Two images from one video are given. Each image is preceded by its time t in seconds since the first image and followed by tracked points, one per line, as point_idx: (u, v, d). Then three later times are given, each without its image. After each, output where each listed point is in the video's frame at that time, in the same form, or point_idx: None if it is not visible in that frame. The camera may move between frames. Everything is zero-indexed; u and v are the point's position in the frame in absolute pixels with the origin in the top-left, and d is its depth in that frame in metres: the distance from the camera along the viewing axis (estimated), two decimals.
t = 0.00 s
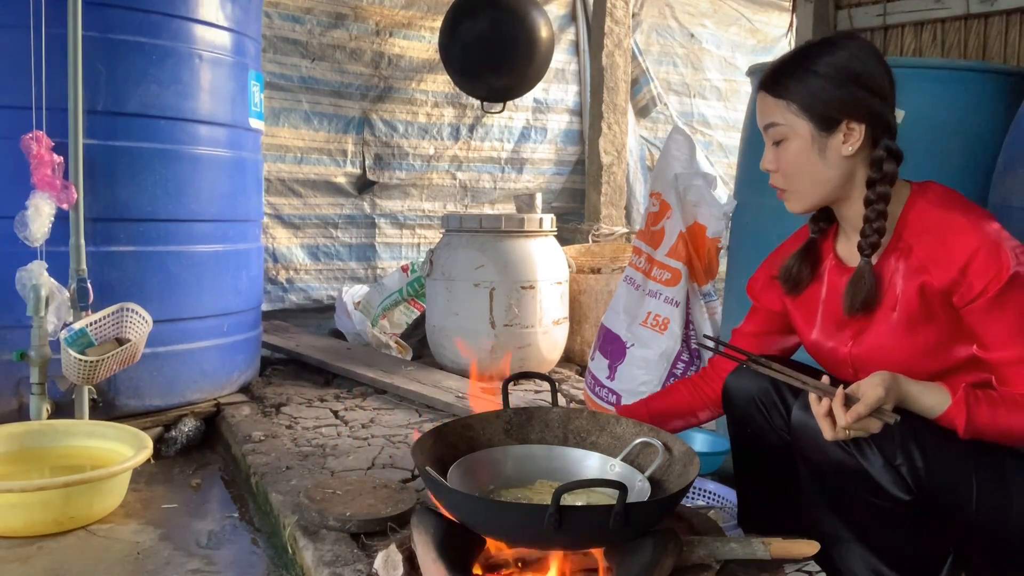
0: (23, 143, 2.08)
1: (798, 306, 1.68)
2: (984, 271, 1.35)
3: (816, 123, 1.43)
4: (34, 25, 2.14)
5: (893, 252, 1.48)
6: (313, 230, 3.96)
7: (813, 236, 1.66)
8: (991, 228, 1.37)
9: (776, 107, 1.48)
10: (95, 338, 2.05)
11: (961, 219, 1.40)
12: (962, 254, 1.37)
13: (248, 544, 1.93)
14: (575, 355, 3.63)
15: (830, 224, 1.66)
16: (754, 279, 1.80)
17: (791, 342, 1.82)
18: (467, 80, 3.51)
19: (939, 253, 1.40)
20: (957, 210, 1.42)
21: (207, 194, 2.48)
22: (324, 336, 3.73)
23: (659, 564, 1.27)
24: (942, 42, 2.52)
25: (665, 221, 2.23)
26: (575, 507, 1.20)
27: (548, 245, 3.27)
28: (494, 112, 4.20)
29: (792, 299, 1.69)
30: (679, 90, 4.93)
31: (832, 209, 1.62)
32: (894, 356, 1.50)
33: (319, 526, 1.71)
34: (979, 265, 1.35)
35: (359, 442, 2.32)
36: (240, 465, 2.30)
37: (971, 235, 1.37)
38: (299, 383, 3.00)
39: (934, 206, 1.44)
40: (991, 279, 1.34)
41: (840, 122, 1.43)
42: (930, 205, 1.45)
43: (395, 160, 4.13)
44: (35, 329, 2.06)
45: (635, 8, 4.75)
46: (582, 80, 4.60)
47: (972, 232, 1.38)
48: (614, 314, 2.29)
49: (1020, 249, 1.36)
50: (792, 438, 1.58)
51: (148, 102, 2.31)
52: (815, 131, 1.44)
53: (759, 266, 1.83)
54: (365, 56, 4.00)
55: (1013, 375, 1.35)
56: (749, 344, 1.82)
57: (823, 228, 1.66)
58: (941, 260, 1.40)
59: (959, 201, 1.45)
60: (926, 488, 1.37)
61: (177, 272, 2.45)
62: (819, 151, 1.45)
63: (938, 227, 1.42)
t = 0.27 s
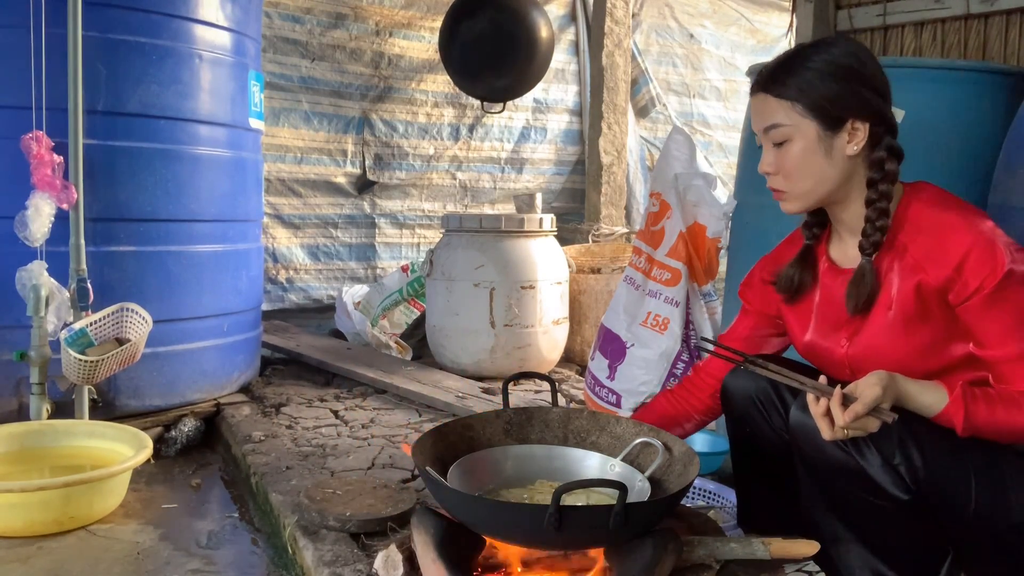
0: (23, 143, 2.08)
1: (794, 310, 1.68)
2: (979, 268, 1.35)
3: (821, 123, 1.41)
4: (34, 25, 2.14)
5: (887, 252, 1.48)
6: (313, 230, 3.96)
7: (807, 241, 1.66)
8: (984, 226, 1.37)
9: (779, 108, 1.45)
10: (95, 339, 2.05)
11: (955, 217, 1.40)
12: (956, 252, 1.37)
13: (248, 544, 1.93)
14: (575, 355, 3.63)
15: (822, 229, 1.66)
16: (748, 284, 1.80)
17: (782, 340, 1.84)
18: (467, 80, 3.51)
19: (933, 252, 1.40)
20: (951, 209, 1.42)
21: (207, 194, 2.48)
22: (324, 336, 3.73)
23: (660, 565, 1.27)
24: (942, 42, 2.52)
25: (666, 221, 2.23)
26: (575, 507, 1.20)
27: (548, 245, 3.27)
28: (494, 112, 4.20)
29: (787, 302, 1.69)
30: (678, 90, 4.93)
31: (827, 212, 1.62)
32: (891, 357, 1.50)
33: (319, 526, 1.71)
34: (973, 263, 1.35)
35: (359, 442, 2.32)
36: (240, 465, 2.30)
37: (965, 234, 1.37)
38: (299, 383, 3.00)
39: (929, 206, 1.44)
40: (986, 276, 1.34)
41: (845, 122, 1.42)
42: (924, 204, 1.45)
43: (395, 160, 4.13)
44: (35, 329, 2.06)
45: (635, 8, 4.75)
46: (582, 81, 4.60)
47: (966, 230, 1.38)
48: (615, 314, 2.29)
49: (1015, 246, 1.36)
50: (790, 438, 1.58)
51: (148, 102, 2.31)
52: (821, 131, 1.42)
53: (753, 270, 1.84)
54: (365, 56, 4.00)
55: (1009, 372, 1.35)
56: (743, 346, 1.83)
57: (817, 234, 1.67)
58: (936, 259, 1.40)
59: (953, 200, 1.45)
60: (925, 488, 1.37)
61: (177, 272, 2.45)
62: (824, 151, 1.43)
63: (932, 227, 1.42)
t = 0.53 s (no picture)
0: (23, 143, 2.08)
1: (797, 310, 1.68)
2: (982, 267, 1.35)
3: (830, 119, 1.41)
4: (34, 25, 2.14)
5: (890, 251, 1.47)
6: (313, 230, 3.96)
7: (810, 241, 1.66)
8: (987, 226, 1.37)
9: (785, 105, 1.45)
10: (95, 339, 2.05)
11: (958, 216, 1.40)
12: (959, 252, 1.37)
13: (248, 544, 1.93)
14: (575, 355, 3.63)
15: (825, 229, 1.66)
16: (751, 284, 1.80)
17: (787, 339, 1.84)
18: (467, 80, 3.51)
19: (936, 251, 1.40)
20: (954, 209, 1.42)
21: (207, 194, 2.48)
22: (324, 336, 3.72)
23: (659, 565, 1.27)
24: (941, 42, 2.52)
25: (665, 221, 2.23)
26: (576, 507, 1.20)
27: (548, 245, 3.27)
28: (494, 112, 4.20)
29: (791, 302, 1.69)
30: (678, 90, 4.93)
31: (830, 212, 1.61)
32: (893, 356, 1.50)
33: (319, 526, 1.71)
34: (976, 262, 1.35)
35: (360, 442, 2.32)
36: (240, 465, 2.30)
37: (968, 233, 1.37)
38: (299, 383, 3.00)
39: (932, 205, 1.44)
40: (988, 276, 1.34)
41: (853, 118, 1.42)
42: (927, 204, 1.45)
43: (395, 160, 4.13)
44: (35, 329, 2.06)
45: (635, 8, 4.75)
46: (582, 81, 4.60)
47: (968, 230, 1.38)
48: (615, 314, 2.29)
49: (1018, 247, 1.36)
50: (790, 438, 1.58)
51: (148, 102, 2.31)
52: (829, 128, 1.42)
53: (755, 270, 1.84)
54: (365, 56, 4.00)
55: (1010, 372, 1.35)
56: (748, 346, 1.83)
57: (820, 233, 1.66)
58: (939, 258, 1.40)
59: (956, 200, 1.45)
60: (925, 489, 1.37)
61: (177, 272, 2.45)
62: (832, 148, 1.43)
63: (935, 226, 1.42)
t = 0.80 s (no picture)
0: (23, 143, 2.08)
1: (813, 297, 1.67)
2: (997, 266, 1.34)
3: (857, 109, 1.40)
4: (34, 26, 2.14)
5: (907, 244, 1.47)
6: (313, 229, 3.96)
7: (829, 231, 1.65)
8: (1006, 224, 1.36)
9: (811, 94, 1.43)
10: (95, 339, 2.05)
11: (977, 213, 1.39)
12: (976, 249, 1.37)
13: (249, 544, 1.93)
14: (575, 355, 3.63)
15: (845, 219, 1.64)
16: (771, 277, 1.81)
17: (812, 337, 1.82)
18: (467, 80, 3.51)
19: (953, 247, 1.39)
20: (973, 205, 1.41)
21: (207, 194, 2.48)
22: (324, 336, 3.72)
23: (659, 565, 1.27)
24: (942, 42, 2.52)
25: (665, 221, 2.23)
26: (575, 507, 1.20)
27: (548, 245, 3.27)
28: (494, 112, 4.20)
29: (807, 292, 1.68)
30: (678, 90, 4.93)
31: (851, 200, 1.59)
32: (903, 350, 1.50)
33: (319, 526, 1.71)
34: (993, 260, 1.35)
35: (360, 442, 2.32)
36: (240, 464, 2.31)
37: (986, 231, 1.36)
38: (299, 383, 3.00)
39: (952, 200, 1.43)
40: (1004, 275, 1.33)
41: (880, 107, 1.41)
42: (947, 198, 1.44)
43: (395, 160, 4.13)
44: (35, 329, 2.06)
45: (635, 8, 4.75)
46: (582, 81, 4.60)
47: (987, 227, 1.37)
48: (614, 314, 2.29)
49: None
50: (791, 438, 1.58)
51: (148, 102, 2.31)
52: (856, 117, 1.41)
53: (774, 260, 1.83)
54: (365, 56, 4.00)
55: (1016, 372, 1.36)
56: (772, 340, 1.81)
57: (839, 223, 1.64)
58: (955, 254, 1.39)
59: (977, 197, 1.44)
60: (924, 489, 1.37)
61: (177, 272, 2.45)
62: (859, 137, 1.42)
63: (954, 222, 1.41)
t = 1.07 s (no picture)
0: (23, 143, 2.08)
1: (833, 283, 1.67)
2: (1010, 264, 1.32)
3: (890, 96, 1.38)
4: (34, 26, 2.14)
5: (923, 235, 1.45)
6: (313, 229, 3.96)
7: (857, 221, 1.62)
8: None
9: (844, 79, 1.41)
10: (95, 338, 2.05)
11: (996, 210, 1.36)
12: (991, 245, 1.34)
13: (248, 544, 1.93)
14: (575, 355, 3.63)
15: (873, 209, 1.61)
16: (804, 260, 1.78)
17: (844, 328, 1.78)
18: (467, 80, 3.51)
19: (968, 241, 1.37)
20: (994, 202, 1.37)
21: (207, 194, 2.48)
22: (324, 336, 3.72)
23: (659, 566, 1.27)
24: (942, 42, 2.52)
25: (665, 221, 2.23)
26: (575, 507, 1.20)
27: (548, 245, 3.27)
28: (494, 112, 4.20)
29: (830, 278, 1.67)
30: (677, 91, 4.93)
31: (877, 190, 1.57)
32: (911, 341, 1.49)
33: (319, 526, 1.71)
34: (1006, 257, 1.32)
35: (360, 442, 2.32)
36: (240, 464, 2.31)
37: (1003, 228, 1.34)
38: (299, 383, 3.00)
39: (971, 195, 1.40)
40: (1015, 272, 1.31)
41: (912, 96, 1.39)
42: (967, 193, 1.41)
43: (395, 160, 4.13)
44: (35, 329, 2.06)
45: (635, 8, 4.75)
46: (582, 81, 4.60)
47: (1004, 225, 1.34)
48: (614, 314, 2.30)
49: None
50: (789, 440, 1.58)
51: (147, 102, 2.31)
52: (888, 104, 1.38)
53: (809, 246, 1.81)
54: (365, 56, 4.00)
55: (1017, 373, 1.33)
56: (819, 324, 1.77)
57: (867, 213, 1.62)
58: (969, 249, 1.37)
59: (1001, 194, 1.40)
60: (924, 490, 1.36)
61: (177, 272, 2.45)
62: (889, 126, 1.40)
63: (972, 217, 1.38)
